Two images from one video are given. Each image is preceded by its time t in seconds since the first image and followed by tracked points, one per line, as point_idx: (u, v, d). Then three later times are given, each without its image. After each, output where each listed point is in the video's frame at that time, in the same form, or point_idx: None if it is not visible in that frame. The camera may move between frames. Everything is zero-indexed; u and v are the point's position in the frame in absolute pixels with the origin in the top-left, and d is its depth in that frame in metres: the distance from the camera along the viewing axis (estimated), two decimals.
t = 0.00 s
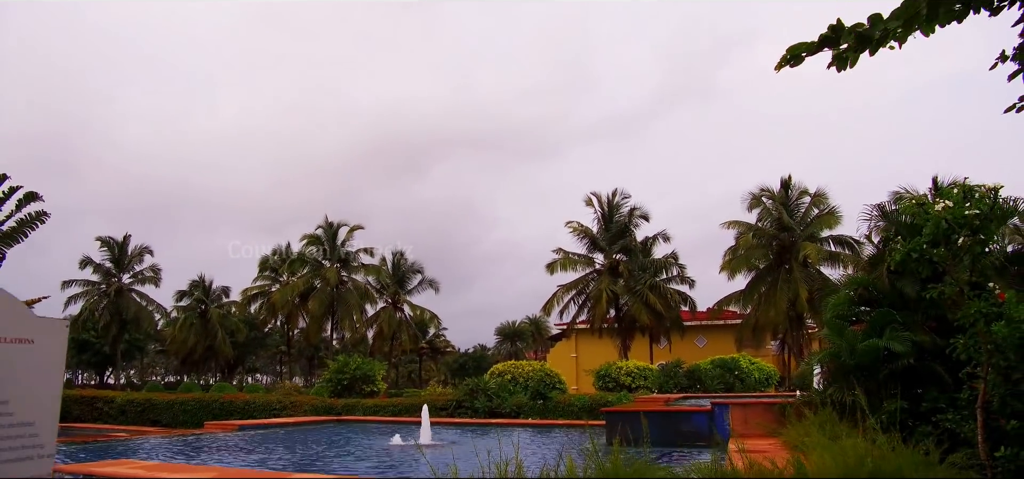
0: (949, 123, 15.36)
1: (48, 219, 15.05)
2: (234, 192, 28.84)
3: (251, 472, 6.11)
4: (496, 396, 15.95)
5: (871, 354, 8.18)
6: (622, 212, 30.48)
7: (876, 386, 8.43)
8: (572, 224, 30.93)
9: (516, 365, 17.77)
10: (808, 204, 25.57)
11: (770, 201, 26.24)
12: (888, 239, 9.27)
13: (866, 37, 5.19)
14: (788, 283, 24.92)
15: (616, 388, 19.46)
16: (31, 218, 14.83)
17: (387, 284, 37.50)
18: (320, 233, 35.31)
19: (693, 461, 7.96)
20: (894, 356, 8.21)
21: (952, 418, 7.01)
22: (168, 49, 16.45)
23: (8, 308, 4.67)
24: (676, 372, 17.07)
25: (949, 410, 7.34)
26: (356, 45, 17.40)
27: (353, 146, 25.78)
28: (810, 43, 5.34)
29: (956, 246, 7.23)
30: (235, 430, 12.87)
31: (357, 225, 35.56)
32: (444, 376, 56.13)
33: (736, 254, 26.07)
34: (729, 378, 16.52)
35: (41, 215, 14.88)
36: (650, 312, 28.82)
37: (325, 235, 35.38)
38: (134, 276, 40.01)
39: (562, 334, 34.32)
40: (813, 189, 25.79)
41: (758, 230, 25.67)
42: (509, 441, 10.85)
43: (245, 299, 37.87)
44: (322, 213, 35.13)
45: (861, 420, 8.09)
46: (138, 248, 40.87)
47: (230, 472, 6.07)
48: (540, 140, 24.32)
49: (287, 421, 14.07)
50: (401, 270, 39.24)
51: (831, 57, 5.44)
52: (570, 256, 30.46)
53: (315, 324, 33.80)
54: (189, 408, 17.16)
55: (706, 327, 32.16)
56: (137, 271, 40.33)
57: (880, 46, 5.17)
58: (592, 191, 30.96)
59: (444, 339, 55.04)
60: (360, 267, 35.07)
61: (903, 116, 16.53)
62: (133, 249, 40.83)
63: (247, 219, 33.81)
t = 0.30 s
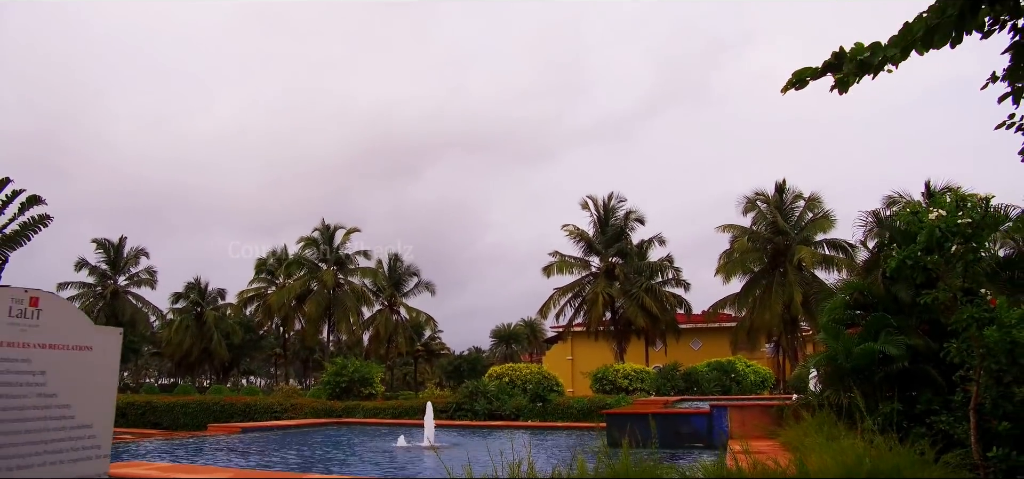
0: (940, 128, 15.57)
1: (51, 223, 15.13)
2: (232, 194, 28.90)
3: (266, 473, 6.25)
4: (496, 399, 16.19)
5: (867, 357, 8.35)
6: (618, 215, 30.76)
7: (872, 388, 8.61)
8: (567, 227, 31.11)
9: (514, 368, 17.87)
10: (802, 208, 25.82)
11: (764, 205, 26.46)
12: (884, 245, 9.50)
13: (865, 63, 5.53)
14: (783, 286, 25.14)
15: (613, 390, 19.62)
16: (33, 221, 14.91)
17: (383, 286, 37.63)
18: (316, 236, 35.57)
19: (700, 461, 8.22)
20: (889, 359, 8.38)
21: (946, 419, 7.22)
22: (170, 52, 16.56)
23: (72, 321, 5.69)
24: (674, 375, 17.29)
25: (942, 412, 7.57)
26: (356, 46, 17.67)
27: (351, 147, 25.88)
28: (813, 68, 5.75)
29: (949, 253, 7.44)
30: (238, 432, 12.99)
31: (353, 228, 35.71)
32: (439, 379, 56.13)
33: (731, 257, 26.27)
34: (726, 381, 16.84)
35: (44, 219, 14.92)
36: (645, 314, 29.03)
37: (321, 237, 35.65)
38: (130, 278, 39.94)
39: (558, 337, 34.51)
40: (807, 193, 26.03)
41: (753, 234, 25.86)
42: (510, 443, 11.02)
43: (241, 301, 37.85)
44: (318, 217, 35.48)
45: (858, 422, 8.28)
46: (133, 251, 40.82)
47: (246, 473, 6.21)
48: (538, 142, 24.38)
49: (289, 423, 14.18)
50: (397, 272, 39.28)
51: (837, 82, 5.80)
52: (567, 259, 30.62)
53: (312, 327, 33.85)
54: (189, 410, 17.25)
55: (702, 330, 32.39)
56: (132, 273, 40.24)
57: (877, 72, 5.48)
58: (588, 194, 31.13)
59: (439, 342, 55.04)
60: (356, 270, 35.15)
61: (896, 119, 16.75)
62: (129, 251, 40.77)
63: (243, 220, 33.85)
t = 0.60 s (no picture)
0: (984, 126, 15.31)
1: (106, 234, 15.66)
2: (275, 203, 29.40)
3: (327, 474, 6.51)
4: (540, 402, 16.59)
5: (917, 360, 8.19)
6: (655, 218, 30.67)
7: (924, 390, 8.46)
8: (605, 230, 31.08)
9: (555, 371, 17.99)
10: (843, 209, 25.55)
11: (804, 206, 26.20)
12: (929, 247, 9.58)
13: (915, 73, 6.48)
14: (825, 288, 24.92)
15: (655, 393, 19.60)
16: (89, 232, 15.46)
17: (422, 291, 37.97)
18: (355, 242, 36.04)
19: (754, 461, 8.45)
20: (940, 361, 8.32)
21: (1003, 421, 7.25)
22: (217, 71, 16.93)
23: (173, 328, 6.04)
24: (717, 378, 17.30)
25: (997, 414, 7.58)
26: (377, 55, 15.66)
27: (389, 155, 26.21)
28: (865, 80, 6.72)
29: (1000, 255, 7.64)
30: (289, 435, 13.28)
31: (393, 234, 36.06)
32: (478, 383, 56.38)
33: (772, 259, 26.04)
34: (771, 383, 16.81)
35: (99, 229, 15.40)
36: (685, 317, 28.89)
37: (361, 243, 36.05)
38: (176, 285, 40.77)
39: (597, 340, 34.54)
40: (847, 193, 25.72)
41: (794, 235, 25.59)
42: (556, 446, 11.10)
43: (284, 307, 38.46)
44: (358, 224, 35.87)
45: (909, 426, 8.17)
46: (180, 258, 41.66)
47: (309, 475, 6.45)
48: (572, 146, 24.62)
49: (336, 427, 14.50)
50: (436, 277, 39.48)
51: (886, 91, 6.76)
52: (605, 262, 30.62)
53: (353, 332, 34.23)
54: (239, 414, 17.69)
55: (742, 332, 32.16)
56: (178, 281, 41.12)
57: (927, 79, 6.42)
58: (624, 198, 31.10)
59: (478, 346, 55.21)
60: (396, 275, 35.47)
61: (940, 121, 16.51)
62: (175, 260, 41.69)
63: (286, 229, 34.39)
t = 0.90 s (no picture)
0: None
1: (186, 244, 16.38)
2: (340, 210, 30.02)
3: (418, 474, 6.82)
4: (607, 404, 17.02)
5: (1002, 360, 8.06)
6: (717, 217, 30.34)
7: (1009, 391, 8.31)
8: (666, 231, 30.92)
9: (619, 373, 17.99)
10: (913, 204, 24.84)
11: (872, 202, 25.59)
12: (1011, 244, 9.35)
13: (1014, 75, 8.22)
14: (895, 286, 24.31)
15: (722, 395, 19.45)
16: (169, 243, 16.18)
17: (483, 294, 38.33)
18: (418, 246, 36.58)
19: (836, 462, 8.70)
20: None
21: None
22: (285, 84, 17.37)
23: (305, 334, 5.99)
24: (787, 379, 17.19)
25: None
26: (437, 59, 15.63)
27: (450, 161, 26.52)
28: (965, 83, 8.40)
29: None
30: (364, 436, 13.66)
31: (454, 238, 36.48)
32: (539, 384, 56.50)
33: (839, 257, 25.52)
34: (843, 383, 16.63)
35: (179, 239, 16.09)
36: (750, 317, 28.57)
37: (423, 248, 36.58)
38: (246, 291, 41.98)
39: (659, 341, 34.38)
40: (917, 188, 25.03)
41: (862, 233, 25.03)
42: (628, 448, 11.23)
43: (349, 312, 39.28)
44: (420, 229, 36.34)
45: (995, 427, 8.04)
46: (249, 265, 42.87)
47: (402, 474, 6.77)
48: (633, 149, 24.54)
49: (407, 428, 14.90)
50: (496, 280, 39.69)
51: (981, 92, 8.56)
52: (666, 263, 30.46)
53: (417, 336, 34.77)
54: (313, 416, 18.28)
55: (809, 332, 31.55)
56: (248, 287, 42.34)
57: None
58: (685, 197, 30.83)
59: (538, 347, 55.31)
60: (457, 278, 35.90)
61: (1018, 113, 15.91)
62: (245, 266, 42.97)
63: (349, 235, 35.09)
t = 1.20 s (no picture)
0: None
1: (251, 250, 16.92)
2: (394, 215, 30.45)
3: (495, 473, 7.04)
4: (666, 405, 17.17)
5: None
6: (772, 215, 29.96)
7: None
8: (720, 230, 30.64)
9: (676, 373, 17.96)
10: (977, 198, 24.17)
11: (933, 196, 24.96)
12: None
13: None
14: (960, 283, 23.67)
15: (782, 395, 19.25)
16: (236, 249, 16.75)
17: (536, 296, 38.49)
18: (471, 249, 36.94)
19: (905, 463, 8.65)
20: None
21: None
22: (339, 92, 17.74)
23: (401, 340, 6.25)
24: (850, 379, 16.96)
25: None
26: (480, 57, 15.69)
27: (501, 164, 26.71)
28: None
29: None
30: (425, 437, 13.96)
31: (506, 240, 36.70)
32: (592, 385, 56.32)
33: (899, 254, 25.01)
34: (908, 384, 16.33)
35: (245, 246, 16.65)
36: (808, 317, 28.15)
37: (476, 251, 36.89)
38: (304, 295, 42.84)
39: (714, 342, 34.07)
40: (981, 182, 24.36)
41: (924, 229, 24.41)
42: (691, 448, 11.31)
43: (404, 314, 39.86)
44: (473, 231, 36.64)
45: None
46: (306, 269, 43.72)
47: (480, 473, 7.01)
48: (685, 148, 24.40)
49: (466, 429, 15.22)
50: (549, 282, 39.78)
51: None
52: (721, 262, 30.19)
53: (471, 338, 35.09)
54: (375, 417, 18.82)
55: (870, 331, 30.91)
56: (306, 291, 43.22)
57: None
58: (739, 196, 30.51)
59: (591, 348, 55.11)
60: (511, 280, 36.11)
61: None
62: (302, 271, 43.87)
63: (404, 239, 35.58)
